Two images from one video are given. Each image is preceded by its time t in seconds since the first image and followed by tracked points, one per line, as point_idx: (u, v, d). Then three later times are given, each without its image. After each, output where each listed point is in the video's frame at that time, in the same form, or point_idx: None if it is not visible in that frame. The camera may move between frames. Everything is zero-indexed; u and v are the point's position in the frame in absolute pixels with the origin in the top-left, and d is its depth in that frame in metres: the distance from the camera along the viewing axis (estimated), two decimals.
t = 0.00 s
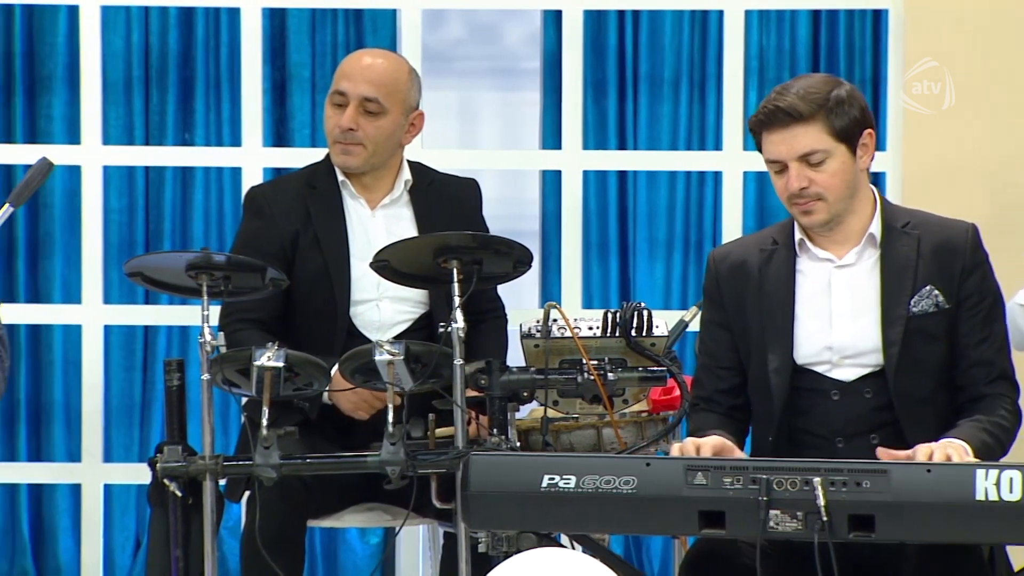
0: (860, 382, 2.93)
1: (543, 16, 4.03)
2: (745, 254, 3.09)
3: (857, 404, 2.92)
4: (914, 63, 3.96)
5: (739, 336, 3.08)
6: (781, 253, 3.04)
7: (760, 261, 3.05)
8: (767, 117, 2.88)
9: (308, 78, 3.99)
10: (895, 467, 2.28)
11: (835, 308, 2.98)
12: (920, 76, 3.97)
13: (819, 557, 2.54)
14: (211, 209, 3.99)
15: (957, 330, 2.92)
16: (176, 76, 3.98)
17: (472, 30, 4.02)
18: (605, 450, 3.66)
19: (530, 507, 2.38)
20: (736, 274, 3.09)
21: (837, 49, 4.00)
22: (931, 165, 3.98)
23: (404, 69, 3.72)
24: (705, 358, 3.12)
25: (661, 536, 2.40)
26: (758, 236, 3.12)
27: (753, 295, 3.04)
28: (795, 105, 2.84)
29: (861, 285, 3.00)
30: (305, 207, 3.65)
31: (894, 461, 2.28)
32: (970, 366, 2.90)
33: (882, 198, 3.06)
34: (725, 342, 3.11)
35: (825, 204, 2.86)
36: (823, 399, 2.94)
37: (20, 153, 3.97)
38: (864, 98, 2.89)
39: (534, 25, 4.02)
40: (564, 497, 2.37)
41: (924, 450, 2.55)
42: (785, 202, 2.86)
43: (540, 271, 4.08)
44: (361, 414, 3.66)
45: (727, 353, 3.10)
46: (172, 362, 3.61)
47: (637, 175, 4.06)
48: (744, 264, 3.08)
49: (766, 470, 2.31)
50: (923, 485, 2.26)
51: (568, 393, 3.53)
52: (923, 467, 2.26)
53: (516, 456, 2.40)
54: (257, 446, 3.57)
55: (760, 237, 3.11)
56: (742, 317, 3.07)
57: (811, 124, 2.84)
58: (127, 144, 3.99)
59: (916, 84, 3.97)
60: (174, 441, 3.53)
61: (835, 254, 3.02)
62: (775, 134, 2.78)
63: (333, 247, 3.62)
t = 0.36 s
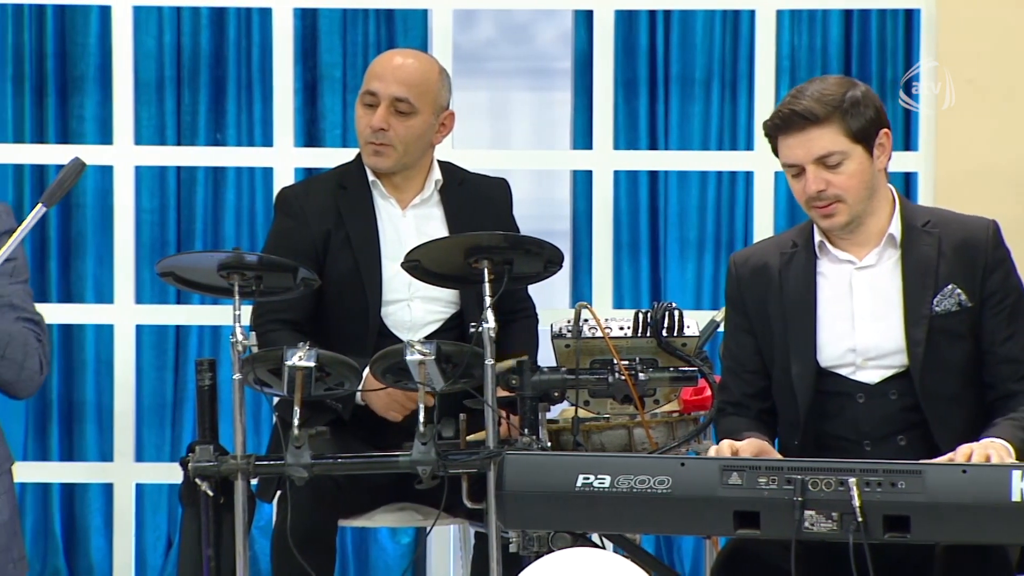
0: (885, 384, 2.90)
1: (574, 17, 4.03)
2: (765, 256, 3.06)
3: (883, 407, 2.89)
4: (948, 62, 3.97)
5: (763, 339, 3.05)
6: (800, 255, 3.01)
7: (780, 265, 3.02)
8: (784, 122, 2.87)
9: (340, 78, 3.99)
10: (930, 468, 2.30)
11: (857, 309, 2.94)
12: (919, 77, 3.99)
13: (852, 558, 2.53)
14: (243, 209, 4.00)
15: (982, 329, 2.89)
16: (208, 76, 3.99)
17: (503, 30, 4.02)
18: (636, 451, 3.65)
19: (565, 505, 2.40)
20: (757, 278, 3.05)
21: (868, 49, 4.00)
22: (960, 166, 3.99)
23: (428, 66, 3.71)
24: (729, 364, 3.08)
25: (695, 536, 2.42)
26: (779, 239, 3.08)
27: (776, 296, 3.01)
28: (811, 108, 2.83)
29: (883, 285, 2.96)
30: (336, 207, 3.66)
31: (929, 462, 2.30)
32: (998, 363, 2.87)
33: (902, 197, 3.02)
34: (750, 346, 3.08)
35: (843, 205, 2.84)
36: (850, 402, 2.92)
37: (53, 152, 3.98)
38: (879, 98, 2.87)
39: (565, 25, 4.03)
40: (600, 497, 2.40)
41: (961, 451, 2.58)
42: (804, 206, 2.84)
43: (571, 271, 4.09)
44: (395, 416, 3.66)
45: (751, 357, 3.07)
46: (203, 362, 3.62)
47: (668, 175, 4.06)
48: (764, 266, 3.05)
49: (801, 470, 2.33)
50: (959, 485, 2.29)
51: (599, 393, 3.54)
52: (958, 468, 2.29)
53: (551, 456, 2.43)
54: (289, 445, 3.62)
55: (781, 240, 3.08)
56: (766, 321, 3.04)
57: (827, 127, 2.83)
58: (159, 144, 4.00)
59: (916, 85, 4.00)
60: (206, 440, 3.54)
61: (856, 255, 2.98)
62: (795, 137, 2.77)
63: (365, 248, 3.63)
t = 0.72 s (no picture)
0: (917, 388, 2.90)
1: (603, 17, 4.03)
2: (800, 256, 3.06)
3: (914, 412, 2.89)
4: (978, 62, 3.95)
5: (796, 339, 3.05)
6: (834, 257, 3.01)
7: (815, 265, 3.02)
8: (819, 124, 2.87)
9: (370, 78, 4.00)
10: (963, 469, 2.27)
11: (891, 312, 2.95)
12: (920, 76, 4.00)
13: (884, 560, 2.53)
14: (273, 209, 4.01)
15: (1017, 333, 2.88)
16: (239, 76, 4.00)
17: (533, 30, 4.02)
18: (666, 451, 3.65)
19: (599, 510, 2.38)
20: (792, 277, 3.06)
21: (899, 48, 3.99)
22: (991, 167, 3.97)
23: (453, 66, 3.71)
24: (762, 363, 3.08)
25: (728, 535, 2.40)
26: (814, 239, 3.08)
27: (809, 296, 3.01)
28: (846, 112, 2.83)
29: (917, 288, 2.96)
30: (366, 207, 3.66)
31: (961, 463, 2.28)
32: None
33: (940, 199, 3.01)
34: (782, 346, 3.09)
35: (879, 208, 2.84)
36: (880, 406, 2.92)
37: (83, 152, 3.99)
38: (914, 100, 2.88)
39: (595, 25, 4.02)
40: (630, 497, 2.37)
41: (992, 452, 2.56)
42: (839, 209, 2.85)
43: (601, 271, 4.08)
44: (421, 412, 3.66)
45: (784, 357, 3.07)
46: (234, 361, 3.63)
47: (698, 175, 4.06)
48: (798, 266, 3.05)
49: (832, 471, 2.31)
50: (990, 485, 2.26)
51: (629, 394, 3.52)
52: (989, 469, 2.26)
53: (580, 456, 2.40)
54: (319, 445, 3.61)
55: (815, 240, 3.08)
56: (799, 318, 3.03)
57: (863, 130, 2.83)
58: (189, 144, 4.01)
59: (916, 85, 4.00)
60: (236, 440, 3.56)
61: (891, 257, 2.98)
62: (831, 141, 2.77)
63: (395, 248, 3.63)
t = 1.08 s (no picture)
0: (967, 402, 2.91)
1: (637, 16, 4.03)
2: (856, 254, 3.05)
3: (961, 424, 2.90)
4: (1014, 62, 3.95)
5: (848, 335, 3.05)
6: (894, 260, 3.00)
7: (874, 264, 3.02)
8: (888, 132, 2.85)
9: (404, 79, 4.01)
10: (997, 470, 2.31)
11: (947, 322, 2.95)
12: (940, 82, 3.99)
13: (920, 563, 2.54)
14: (307, 210, 4.02)
15: None
16: (273, 76, 4.01)
17: (567, 31, 4.02)
18: (700, 451, 3.66)
19: (633, 512, 2.41)
20: (849, 275, 3.05)
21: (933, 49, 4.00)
22: None
23: (493, 68, 3.72)
24: (809, 356, 3.10)
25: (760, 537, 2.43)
26: (872, 236, 3.06)
27: (865, 298, 3.02)
28: (918, 123, 2.81)
29: (976, 299, 2.95)
30: (401, 208, 3.69)
31: (996, 464, 2.31)
32: None
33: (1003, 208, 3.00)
34: (832, 342, 3.09)
35: (943, 221, 2.83)
36: (928, 416, 2.94)
37: (119, 153, 4.00)
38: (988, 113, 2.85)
39: (628, 24, 4.03)
40: (663, 497, 2.40)
41: None
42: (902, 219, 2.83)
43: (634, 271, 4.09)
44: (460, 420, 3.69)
45: (832, 352, 3.08)
46: (268, 361, 3.64)
47: (732, 175, 4.06)
48: (855, 265, 3.04)
49: (866, 472, 2.35)
50: None
51: (663, 394, 3.51)
52: None
53: (613, 457, 2.43)
54: (353, 445, 3.63)
55: (874, 238, 3.06)
56: (853, 314, 3.04)
57: (934, 142, 2.81)
58: (224, 145, 4.02)
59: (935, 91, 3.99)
60: (270, 440, 3.56)
61: (951, 266, 2.97)
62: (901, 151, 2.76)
63: (430, 249, 3.66)
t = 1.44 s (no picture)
0: (1016, 407, 2.96)
1: (673, 16, 4.03)
2: (907, 252, 3.13)
3: (1010, 429, 2.94)
4: None
5: (897, 333, 3.13)
6: (946, 260, 3.06)
7: (926, 263, 3.08)
8: (954, 135, 2.89)
9: (439, 79, 4.02)
10: None
11: (997, 326, 2.99)
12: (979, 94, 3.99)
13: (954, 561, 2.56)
14: (343, 209, 4.04)
15: None
16: (309, 77, 4.02)
17: (603, 31, 4.02)
18: (736, 452, 3.64)
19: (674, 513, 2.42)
20: (900, 273, 3.12)
21: (971, 48, 3.99)
22: None
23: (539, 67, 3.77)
24: (861, 350, 3.17)
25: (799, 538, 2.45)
26: (929, 237, 3.12)
27: (916, 295, 3.08)
28: (986, 129, 2.84)
29: None
30: (437, 208, 3.72)
31: None
32: None
33: None
34: (883, 339, 3.16)
35: (1002, 227, 2.86)
36: (975, 420, 2.98)
37: (156, 153, 4.03)
38: None
39: (664, 25, 4.03)
40: (699, 498, 2.41)
41: None
42: (962, 223, 2.86)
43: (670, 271, 4.10)
44: (494, 406, 3.70)
45: (882, 349, 3.15)
46: (303, 361, 3.63)
47: (768, 176, 4.06)
48: (905, 262, 3.12)
49: (904, 472, 2.36)
50: None
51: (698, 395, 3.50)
52: None
53: (649, 457, 2.45)
54: (389, 444, 3.64)
55: (928, 237, 3.12)
56: (902, 308, 3.11)
57: (1000, 149, 2.84)
58: (260, 145, 4.03)
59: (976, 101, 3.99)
60: (306, 440, 3.56)
61: (1004, 270, 3.02)
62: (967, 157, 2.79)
63: (465, 249, 3.69)
